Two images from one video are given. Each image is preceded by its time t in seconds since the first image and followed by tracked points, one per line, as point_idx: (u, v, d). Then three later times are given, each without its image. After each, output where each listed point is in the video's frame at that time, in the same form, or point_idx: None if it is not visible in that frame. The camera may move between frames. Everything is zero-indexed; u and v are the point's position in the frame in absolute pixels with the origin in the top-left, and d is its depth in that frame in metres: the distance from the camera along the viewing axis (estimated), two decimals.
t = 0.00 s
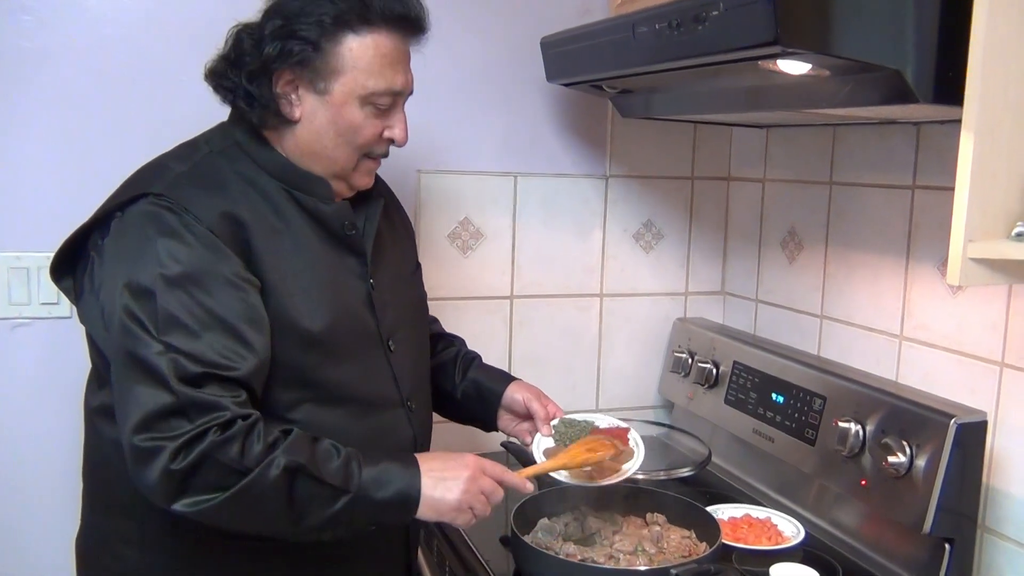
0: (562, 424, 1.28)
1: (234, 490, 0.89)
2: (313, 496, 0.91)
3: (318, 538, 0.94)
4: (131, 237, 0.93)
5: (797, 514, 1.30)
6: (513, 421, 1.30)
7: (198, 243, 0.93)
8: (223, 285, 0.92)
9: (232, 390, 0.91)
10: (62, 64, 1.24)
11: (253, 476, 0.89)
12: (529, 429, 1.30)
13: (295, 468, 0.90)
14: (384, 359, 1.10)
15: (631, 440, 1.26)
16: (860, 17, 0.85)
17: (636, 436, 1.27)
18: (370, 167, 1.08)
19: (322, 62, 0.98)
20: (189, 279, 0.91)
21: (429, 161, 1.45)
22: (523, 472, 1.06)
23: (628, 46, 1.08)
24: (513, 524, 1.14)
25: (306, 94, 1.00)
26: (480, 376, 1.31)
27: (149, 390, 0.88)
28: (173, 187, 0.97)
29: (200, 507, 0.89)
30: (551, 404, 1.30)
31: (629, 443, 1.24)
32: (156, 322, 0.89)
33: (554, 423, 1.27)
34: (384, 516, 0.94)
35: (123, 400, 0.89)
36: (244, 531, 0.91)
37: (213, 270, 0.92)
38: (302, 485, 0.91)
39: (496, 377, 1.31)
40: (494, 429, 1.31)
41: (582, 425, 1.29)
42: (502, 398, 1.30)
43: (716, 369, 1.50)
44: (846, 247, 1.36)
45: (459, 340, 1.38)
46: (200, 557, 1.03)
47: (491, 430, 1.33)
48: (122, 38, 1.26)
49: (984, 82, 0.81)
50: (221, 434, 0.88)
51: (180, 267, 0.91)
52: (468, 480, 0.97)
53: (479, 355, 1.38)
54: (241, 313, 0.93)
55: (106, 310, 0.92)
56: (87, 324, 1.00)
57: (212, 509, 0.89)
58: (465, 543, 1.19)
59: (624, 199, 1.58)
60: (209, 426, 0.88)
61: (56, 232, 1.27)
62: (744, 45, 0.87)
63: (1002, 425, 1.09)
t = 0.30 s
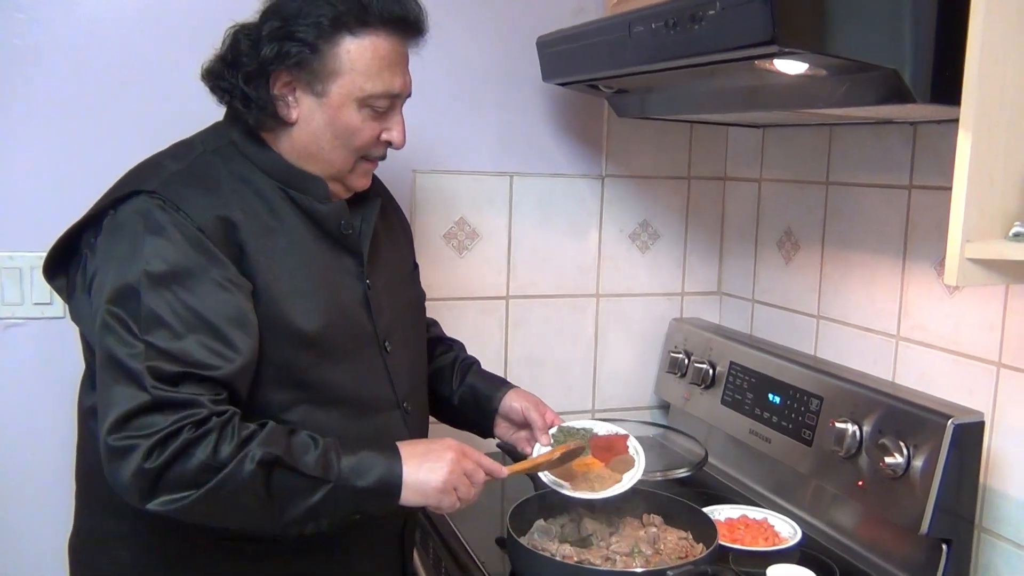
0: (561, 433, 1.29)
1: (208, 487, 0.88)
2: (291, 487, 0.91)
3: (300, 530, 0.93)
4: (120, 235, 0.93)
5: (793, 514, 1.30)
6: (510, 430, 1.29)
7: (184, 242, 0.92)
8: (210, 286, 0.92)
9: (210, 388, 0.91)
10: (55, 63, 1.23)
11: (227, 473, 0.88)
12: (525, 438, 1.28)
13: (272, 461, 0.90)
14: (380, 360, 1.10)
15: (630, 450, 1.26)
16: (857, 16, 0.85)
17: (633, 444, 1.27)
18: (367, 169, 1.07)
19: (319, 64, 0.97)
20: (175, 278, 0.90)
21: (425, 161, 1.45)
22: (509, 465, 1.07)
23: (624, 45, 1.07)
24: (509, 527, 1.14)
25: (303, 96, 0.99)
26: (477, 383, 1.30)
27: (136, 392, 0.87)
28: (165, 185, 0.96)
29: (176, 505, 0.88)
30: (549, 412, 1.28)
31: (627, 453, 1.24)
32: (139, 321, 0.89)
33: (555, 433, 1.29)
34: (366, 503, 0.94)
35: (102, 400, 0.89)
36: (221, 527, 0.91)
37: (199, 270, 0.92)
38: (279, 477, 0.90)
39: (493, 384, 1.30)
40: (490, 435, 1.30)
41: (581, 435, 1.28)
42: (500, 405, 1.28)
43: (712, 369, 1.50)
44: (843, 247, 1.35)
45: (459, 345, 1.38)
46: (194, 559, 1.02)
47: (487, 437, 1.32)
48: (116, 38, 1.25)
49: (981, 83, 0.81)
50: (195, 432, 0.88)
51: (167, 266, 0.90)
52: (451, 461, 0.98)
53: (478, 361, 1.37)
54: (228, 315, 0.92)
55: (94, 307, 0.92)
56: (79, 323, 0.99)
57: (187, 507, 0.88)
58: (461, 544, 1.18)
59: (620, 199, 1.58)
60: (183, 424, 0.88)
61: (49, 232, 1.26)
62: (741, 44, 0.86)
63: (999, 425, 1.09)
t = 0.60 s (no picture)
0: (559, 437, 1.27)
1: (189, 488, 0.88)
2: (275, 488, 0.90)
3: (284, 531, 0.92)
4: (111, 235, 0.92)
5: (791, 516, 1.30)
6: (509, 432, 1.28)
7: (176, 244, 0.91)
8: (200, 288, 0.91)
9: (193, 390, 0.90)
10: (49, 62, 1.22)
11: (207, 474, 0.87)
12: (524, 440, 1.28)
13: (254, 462, 0.89)
14: (377, 361, 1.09)
15: (629, 457, 1.25)
16: (855, 15, 0.84)
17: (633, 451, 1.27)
18: (365, 170, 1.06)
19: (315, 65, 0.96)
20: (164, 279, 0.90)
21: (421, 161, 1.44)
22: (500, 473, 1.06)
23: (621, 45, 1.07)
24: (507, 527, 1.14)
25: (300, 97, 0.98)
26: (475, 385, 1.29)
27: (123, 395, 0.87)
28: (158, 185, 0.95)
29: (157, 506, 0.88)
30: (548, 414, 1.27)
31: (626, 461, 1.24)
32: (126, 322, 0.88)
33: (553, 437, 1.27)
34: (353, 505, 0.93)
35: (87, 401, 0.88)
36: (205, 528, 0.90)
37: (191, 273, 0.91)
38: (262, 478, 0.90)
39: (491, 386, 1.29)
40: (488, 437, 1.30)
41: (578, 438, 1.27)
42: (498, 407, 1.28)
43: (710, 369, 1.49)
44: (840, 247, 1.35)
45: (458, 346, 1.37)
46: (189, 561, 1.02)
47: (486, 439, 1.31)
48: (109, 36, 1.24)
49: (980, 83, 0.81)
50: (176, 434, 0.87)
51: (159, 267, 0.89)
52: (440, 467, 0.96)
53: (477, 363, 1.37)
54: (218, 316, 0.91)
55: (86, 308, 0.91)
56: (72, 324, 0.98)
57: (167, 509, 0.88)
58: (457, 545, 1.18)
59: (617, 199, 1.57)
60: (163, 426, 0.87)
61: (42, 233, 1.25)
62: (738, 44, 0.86)
63: (998, 426, 1.09)
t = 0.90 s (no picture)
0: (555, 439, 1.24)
1: (192, 493, 0.87)
2: (278, 488, 0.90)
3: (287, 530, 0.92)
4: (106, 243, 0.92)
5: (788, 520, 1.29)
6: (505, 436, 1.28)
7: (172, 250, 0.91)
8: (196, 293, 0.91)
9: (192, 395, 0.90)
10: (42, 67, 1.21)
11: (210, 477, 0.87)
12: (520, 445, 1.27)
13: (256, 463, 0.88)
14: (372, 367, 1.08)
15: (626, 463, 1.22)
16: (849, 19, 0.84)
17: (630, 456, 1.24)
18: (360, 176, 1.06)
19: (309, 71, 0.96)
20: (161, 286, 0.89)
21: (416, 165, 1.44)
22: (492, 464, 1.08)
23: (616, 48, 1.06)
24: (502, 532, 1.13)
25: (294, 103, 0.98)
26: (472, 389, 1.29)
27: (124, 402, 0.86)
28: (152, 191, 0.95)
29: (161, 512, 0.87)
30: (544, 418, 1.27)
31: (622, 466, 1.22)
32: (123, 330, 0.88)
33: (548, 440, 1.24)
34: (356, 501, 0.93)
35: (86, 411, 0.88)
36: (210, 531, 0.90)
37: (189, 278, 0.91)
38: (264, 479, 0.89)
39: (488, 389, 1.29)
40: (485, 441, 1.29)
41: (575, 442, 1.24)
42: (494, 412, 1.27)
43: (706, 373, 1.49)
44: (835, 250, 1.35)
45: (454, 350, 1.36)
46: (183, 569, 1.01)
47: (483, 442, 1.31)
48: (102, 41, 1.24)
49: (974, 86, 0.81)
50: (177, 439, 0.87)
51: (155, 273, 0.89)
52: (438, 456, 0.96)
53: (473, 366, 1.36)
54: (215, 321, 0.91)
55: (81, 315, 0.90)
56: (67, 329, 0.98)
57: (171, 515, 0.87)
58: (454, 551, 1.17)
59: (613, 203, 1.57)
60: (164, 432, 0.86)
61: (36, 238, 1.25)
62: (733, 47, 0.86)
63: (994, 429, 1.09)
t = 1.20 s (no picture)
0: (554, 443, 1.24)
1: (194, 496, 0.87)
2: (279, 490, 0.90)
3: (288, 531, 0.92)
4: (106, 247, 0.92)
5: (786, 522, 1.29)
6: (504, 438, 1.28)
7: (173, 254, 0.91)
8: (197, 296, 0.91)
9: (193, 398, 0.90)
10: (40, 70, 1.21)
11: (212, 480, 0.87)
12: (519, 447, 1.27)
13: (257, 465, 0.89)
14: (371, 370, 1.08)
15: (622, 470, 1.21)
16: (846, 22, 0.85)
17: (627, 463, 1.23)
18: (360, 180, 1.06)
19: (309, 75, 0.96)
20: (162, 290, 0.89)
21: (414, 167, 1.44)
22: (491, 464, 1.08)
23: (613, 51, 1.07)
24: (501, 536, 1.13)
25: (293, 107, 0.98)
26: (471, 391, 1.29)
27: (125, 406, 0.86)
28: (150, 195, 0.95)
29: (162, 515, 0.87)
30: (543, 421, 1.27)
31: (618, 473, 1.21)
32: (124, 334, 0.88)
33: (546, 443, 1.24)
34: (357, 502, 0.93)
35: (87, 415, 0.88)
36: (212, 534, 0.90)
37: (190, 282, 0.91)
38: (266, 481, 0.89)
39: (487, 391, 1.29)
40: (485, 443, 1.29)
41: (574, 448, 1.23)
42: (494, 414, 1.27)
43: (704, 375, 1.49)
44: (833, 252, 1.35)
45: (454, 353, 1.36)
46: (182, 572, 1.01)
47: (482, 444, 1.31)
48: (100, 44, 1.24)
49: (972, 89, 0.81)
50: (179, 443, 0.87)
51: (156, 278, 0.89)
52: (438, 458, 0.96)
53: (473, 368, 1.36)
54: (215, 324, 0.91)
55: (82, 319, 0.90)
56: (67, 332, 0.98)
57: (172, 518, 0.87)
58: (452, 554, 1.17)
59: (610, 205, 1.57)
60: (166, 436, 0.86)
61: (34, 241, 1.25)
62: (730, 50, 0.86)
63: (991, 430, 1.09)
